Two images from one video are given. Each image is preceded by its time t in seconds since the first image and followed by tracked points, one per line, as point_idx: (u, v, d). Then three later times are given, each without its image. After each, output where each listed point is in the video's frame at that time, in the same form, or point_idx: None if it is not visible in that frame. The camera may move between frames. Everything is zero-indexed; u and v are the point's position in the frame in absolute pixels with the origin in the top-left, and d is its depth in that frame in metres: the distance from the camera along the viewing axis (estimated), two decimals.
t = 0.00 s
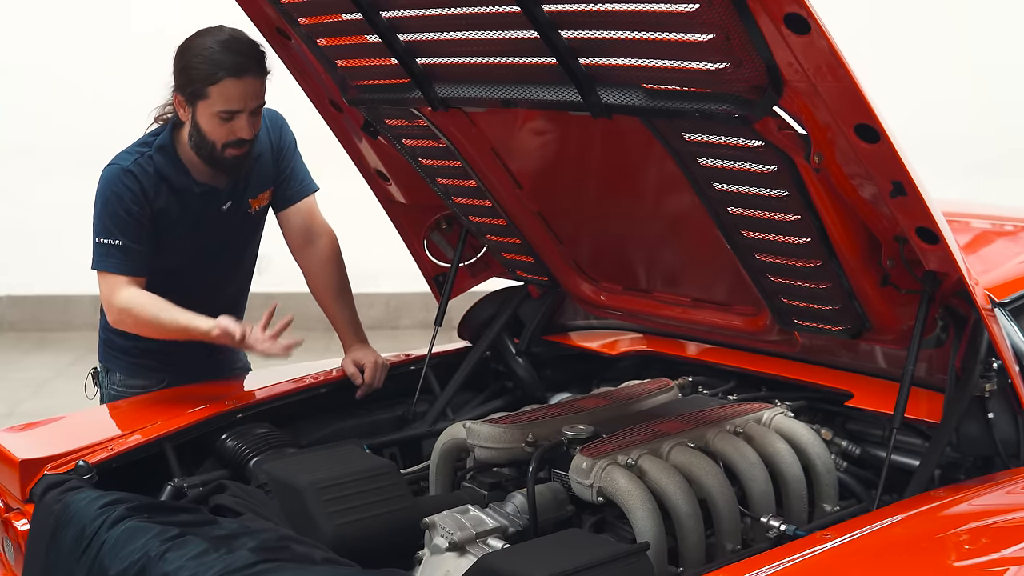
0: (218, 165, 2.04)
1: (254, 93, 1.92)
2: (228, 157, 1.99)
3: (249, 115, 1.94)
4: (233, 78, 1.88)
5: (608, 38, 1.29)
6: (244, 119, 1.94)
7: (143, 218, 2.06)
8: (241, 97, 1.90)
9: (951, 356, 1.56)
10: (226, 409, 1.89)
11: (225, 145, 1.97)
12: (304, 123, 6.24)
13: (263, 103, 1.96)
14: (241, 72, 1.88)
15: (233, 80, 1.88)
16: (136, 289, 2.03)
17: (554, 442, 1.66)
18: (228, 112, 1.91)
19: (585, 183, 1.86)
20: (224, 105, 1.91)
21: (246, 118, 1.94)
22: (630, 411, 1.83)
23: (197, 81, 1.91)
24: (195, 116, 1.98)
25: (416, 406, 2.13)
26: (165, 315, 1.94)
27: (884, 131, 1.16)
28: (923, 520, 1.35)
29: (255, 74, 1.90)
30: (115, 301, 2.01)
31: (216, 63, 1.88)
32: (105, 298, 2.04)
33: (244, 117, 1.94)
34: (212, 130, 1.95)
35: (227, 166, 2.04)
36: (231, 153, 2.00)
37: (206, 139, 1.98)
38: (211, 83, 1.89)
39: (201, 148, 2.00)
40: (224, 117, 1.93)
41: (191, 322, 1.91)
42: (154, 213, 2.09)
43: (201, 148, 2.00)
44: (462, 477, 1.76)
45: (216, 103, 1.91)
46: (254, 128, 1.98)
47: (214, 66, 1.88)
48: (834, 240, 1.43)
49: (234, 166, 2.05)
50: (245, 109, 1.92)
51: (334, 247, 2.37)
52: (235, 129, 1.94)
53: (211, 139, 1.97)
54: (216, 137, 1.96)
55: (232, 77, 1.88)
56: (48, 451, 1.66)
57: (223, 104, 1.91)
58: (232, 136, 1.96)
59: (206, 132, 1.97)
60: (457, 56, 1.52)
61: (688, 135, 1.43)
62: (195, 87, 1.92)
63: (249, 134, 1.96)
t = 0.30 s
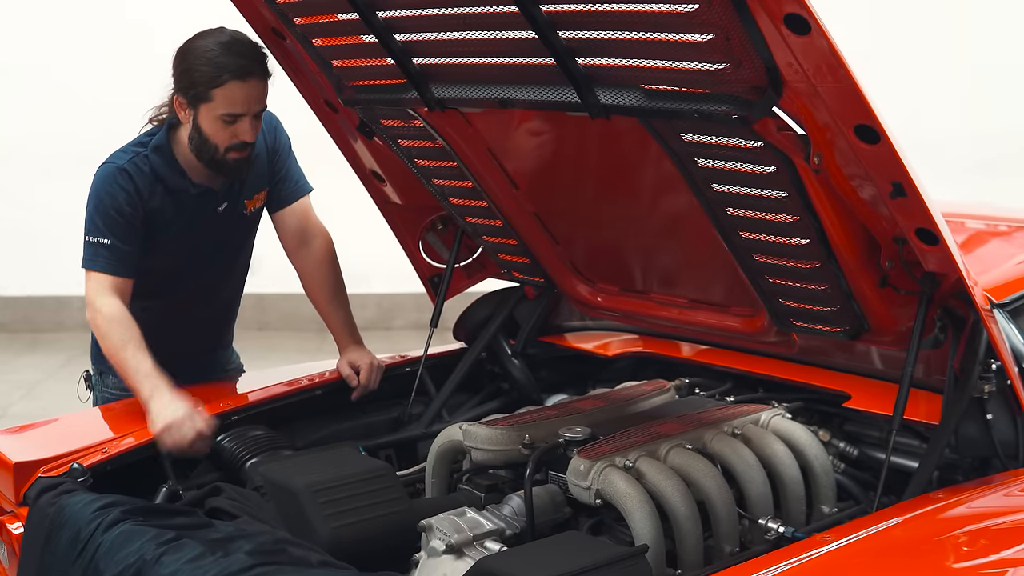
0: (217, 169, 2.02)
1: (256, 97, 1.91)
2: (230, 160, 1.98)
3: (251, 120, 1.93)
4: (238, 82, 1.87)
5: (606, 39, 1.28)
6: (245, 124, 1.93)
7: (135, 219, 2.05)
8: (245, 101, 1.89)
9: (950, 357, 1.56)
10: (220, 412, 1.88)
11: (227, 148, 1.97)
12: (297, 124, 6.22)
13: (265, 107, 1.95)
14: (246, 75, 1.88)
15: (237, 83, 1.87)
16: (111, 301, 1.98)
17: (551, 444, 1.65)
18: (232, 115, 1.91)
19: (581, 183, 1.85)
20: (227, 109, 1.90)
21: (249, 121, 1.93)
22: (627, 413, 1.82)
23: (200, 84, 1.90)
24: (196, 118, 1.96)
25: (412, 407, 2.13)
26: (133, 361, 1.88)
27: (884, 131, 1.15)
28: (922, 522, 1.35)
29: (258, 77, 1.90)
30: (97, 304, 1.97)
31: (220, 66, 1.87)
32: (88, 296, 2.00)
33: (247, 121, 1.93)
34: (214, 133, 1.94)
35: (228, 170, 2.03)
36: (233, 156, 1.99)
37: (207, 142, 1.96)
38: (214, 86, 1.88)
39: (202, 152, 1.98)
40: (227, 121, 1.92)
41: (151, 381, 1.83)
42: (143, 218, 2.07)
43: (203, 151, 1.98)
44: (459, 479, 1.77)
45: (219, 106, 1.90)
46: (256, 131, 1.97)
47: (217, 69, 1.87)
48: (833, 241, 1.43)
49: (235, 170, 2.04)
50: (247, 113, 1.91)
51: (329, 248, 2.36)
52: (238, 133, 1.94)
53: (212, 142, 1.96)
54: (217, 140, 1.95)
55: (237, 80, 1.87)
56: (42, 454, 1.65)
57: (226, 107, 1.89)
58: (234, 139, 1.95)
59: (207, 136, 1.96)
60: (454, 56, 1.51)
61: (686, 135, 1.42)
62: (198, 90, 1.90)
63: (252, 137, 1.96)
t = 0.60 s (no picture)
0: (210, 168, 2.02)
1: (251, 98, 1.90)
2: (222, 159, 1.98)
3: (245, 119, 1.92)
4: (232, 80, 1.86)
5: (606, 38, 1.28)
6: (238, 125, 1.92)
7: (134, 206, 2.03)
8: (238, 100, 1.89)
9: (950, 357, 1.56)
10: (218, 413, 1.87)
11: (219, 148, 1.96)
12: (291, 124, 6.21)
13: (258, 106, 1.94)
14: (240, 74, 1.87)
15: (231, 82, 1.87)
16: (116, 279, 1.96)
17: (550, 445, 1.63)
18: (225, 116, 1.90)
19: (579, 183, 1.85)
20: (221, 109, 1.89)
21: (241, 121, 1.92)
22: (626, 413, 1.82)
23: (193, 83, 1.89)
24: (189, 117, 1.95)
25: (409, 408, 2.12)
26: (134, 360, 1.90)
27: (885, 131, 1.15)
28: (923, 522, 1.35)
29: (252, 77, 1.89)
30: (106, 289, 1.94)
31: (213, 65, 1.86)
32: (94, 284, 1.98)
33: (240, 121, 1.92)
34: (208, 133, 1.93)
35: (219, 168, 2.02)
36: (225, 155, 1.98)
37: (200, 141, 1.95)
38: (207, 86, 1.87)
39: (194, 151, 1.98)
40: (220, 121, 1.91)
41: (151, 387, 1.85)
42: (144, 206, 2.06)
43: (195, 151, 1.98)
44: (457, 480, 1.77)
45: (212, 106, 1.89)
46: (249, 131, 1.96)
47: (210, 68, 1.86)
48: (834, 241, 1.43)
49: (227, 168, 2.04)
50: (240, 113, 1.90)
51: (325, 248, 2.34)
52: (230, 133, 1.93)
53: (205, 141, 1.95)
54: (208, 139, 1.94)
55: (230, 80, 1.86)
56: (38, 455, 1.64)
57: (220, 107, 1.89)
58: (226, 139, 1.94)
59: (200, 135, 1.95)
60: (452, 56, 1.50)
61: (687, 135, 1.42)
62: (191, 89, 1.90)
63: (244, 138, 1.95)
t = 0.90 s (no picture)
0: (210, 167, 2.01)
1: (251, 97, 1.90)
2: (220, 160, 1.97)
3: (244, 119, 1.91)
4: (231, 80, 1.85)
5: (611, 38, 1.27)
6: (237, 123, 1.91)
7: (135, 206, 2.02)
8: (238, 100, 1.88)
9: (954, 357, 1.55)
10: (219, 414, 1.86)
11: (218, 147, 1.95)
12: (290, 124, 6.20)
13: (258, 106, 1.93)
14: (239, 74, 1.86)
15: (230, 81, 1.85)
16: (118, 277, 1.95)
17: (554, 446, 1.63)
18: (224, 115, 1.89)
19: (581, 184, 1.84)
20: (219, 108, 1.88)
21: (240, 121, 1.91)
22: (629, 414, 1.81)
23: (193, 80, 1.88)
24: (188, 117, 1.95)
25: (411, 408, 2.12)
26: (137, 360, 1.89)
27: (891, 131, 1.15)
28: (927, 523, 1.34)
29: (252, 77, 1.88)
30: (108, 288, 1.93)
31: (213, 63, 1.85)
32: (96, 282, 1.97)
33: (239, 121, 1.91)
34: (206, 133, 1.92)
35: (218, 168, 2.02)
36: (223, 155, 1.98)
37: (199, 141, 1.95)
38: (207, 84, 1.86)
39: (194, 151, 1.98)
40: (219, 120, 1.90)
41: (152, 387, 1.85)
42: (144, 205, 2.05)
43: (194, 150, 1.98)
44: (460, 482, 1.77)
45: (211, 105, 1.88)
46: (248, 131, 1.95)
47: (210, 67, 1.85)
48: (839, 242, 1.42)
49: (225, 168, 2.03)
50: (239, 113, 1.90)
51: (326, 249, 2.33)
52: (229, 133, 1.92)
53: (204, 141, 1.94)
54: (207, 138, 1.94)
55: (230, 78, 1.85)
56: (39, 457, 1.63)
57: (219, 106, 1.88)
58: (224, 139, 1.93)
59: (199, 134, 1.94)
60: (454, 56, 1.50)
61: (691, 135, 1.42)
62: (191, 87, 1.89)
63: (243, 139, 1.94)
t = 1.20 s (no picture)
0: (206, 167, 2.00)
1: (247, 97, 1.89)
2: (217, 159, 1.96)
3: (241, 118, 1.91)
4: (228, 79, 1.84)
5: (608, 37, 1.27)
6: (234, 122, 1.90)
7: (131, 206, 2.02)
8: (234, 100, 1.87)
9: (952, 357, 1.55)
10: (215, 415, 1.85)
11: (214, 147, 1.94)
12: (285, 125, 6.19)
13: (255, 105, 1.92)
14: (236, 73, 1.85)
15: (227, 80, 1.85)
16: (114, 276, 1.94)
17: (552, 447, 1.62)
18: (221, 114, 1.88)
19: (578, 183, 1.84)
20: (216, 107, 1.87)
21: (237, 120, 1.90)
22: (626, 415, 1.81)
23: (189, 80, 1.88)
24: (185, 116, 1.94)
25: (407, 409, 2.11)
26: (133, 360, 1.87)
27: (891, 130, 1.15)
28: (926, 523, 1.34)
29: (248, 75, 1.87)
30: (104, 289, 1.92)
31: (210, 62, 1.84)
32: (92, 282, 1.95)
33: (236, 120, 1.90)
34: (203, 132, 1.92)
35: (214, 168, 2.01)
36: (220, 155, 1.97)
37: (196, 140, 1.94)
38: (204, 83, 1.86)
39: (190, 150, 1.97)
40: (216, 119, 1.89)
41: (147, 387, 1.83)
42: (140, 205, 2.04)
43: (190, 150, 1.97)
44: (457, 482, 1.75)
45: (208, 104, 1.87)
46: (245, 131, 1.94)
47: (207, 66, 1.85)
48: (837, 242, 1.42)
49: (222, 168, 2.02)
50: (235, 113, 1.89)
51: (322, 249, 2.32)
52: (226, 132, 1.91)
53: (201, 141, 1.94)
54: (205, 138, 1.93)
55: (226, 77, 1.84)
56: (35, 458, 1.62)
57: (215, 105, 1.87)
58: (220, 138, 1.92)
59: (195, 133, 1.93)
60: (452, 55, 1.49)
61: (689, 135, 1.41)
62: (187, 86, 1.88)
63: (241, 138, 1.93)
